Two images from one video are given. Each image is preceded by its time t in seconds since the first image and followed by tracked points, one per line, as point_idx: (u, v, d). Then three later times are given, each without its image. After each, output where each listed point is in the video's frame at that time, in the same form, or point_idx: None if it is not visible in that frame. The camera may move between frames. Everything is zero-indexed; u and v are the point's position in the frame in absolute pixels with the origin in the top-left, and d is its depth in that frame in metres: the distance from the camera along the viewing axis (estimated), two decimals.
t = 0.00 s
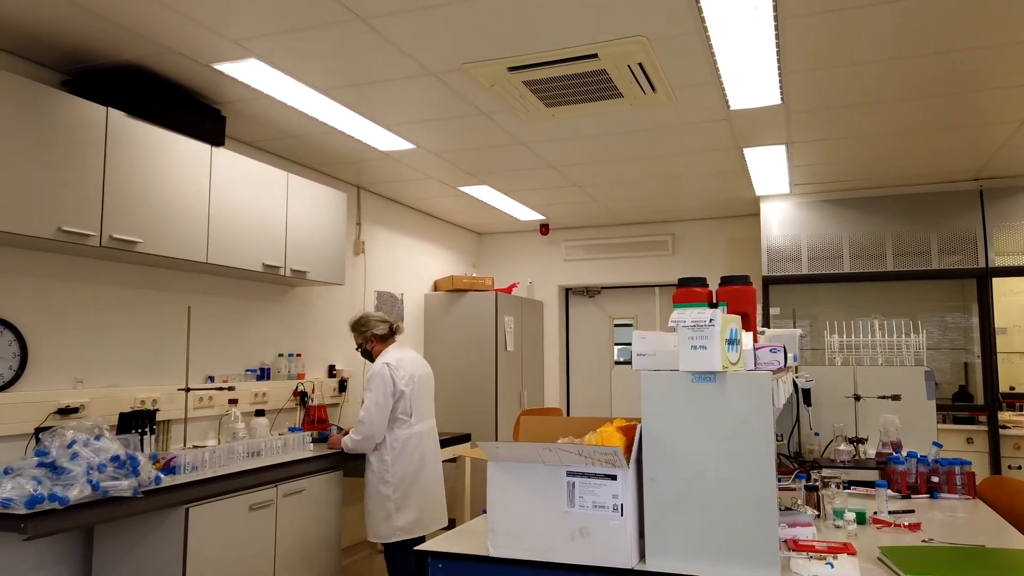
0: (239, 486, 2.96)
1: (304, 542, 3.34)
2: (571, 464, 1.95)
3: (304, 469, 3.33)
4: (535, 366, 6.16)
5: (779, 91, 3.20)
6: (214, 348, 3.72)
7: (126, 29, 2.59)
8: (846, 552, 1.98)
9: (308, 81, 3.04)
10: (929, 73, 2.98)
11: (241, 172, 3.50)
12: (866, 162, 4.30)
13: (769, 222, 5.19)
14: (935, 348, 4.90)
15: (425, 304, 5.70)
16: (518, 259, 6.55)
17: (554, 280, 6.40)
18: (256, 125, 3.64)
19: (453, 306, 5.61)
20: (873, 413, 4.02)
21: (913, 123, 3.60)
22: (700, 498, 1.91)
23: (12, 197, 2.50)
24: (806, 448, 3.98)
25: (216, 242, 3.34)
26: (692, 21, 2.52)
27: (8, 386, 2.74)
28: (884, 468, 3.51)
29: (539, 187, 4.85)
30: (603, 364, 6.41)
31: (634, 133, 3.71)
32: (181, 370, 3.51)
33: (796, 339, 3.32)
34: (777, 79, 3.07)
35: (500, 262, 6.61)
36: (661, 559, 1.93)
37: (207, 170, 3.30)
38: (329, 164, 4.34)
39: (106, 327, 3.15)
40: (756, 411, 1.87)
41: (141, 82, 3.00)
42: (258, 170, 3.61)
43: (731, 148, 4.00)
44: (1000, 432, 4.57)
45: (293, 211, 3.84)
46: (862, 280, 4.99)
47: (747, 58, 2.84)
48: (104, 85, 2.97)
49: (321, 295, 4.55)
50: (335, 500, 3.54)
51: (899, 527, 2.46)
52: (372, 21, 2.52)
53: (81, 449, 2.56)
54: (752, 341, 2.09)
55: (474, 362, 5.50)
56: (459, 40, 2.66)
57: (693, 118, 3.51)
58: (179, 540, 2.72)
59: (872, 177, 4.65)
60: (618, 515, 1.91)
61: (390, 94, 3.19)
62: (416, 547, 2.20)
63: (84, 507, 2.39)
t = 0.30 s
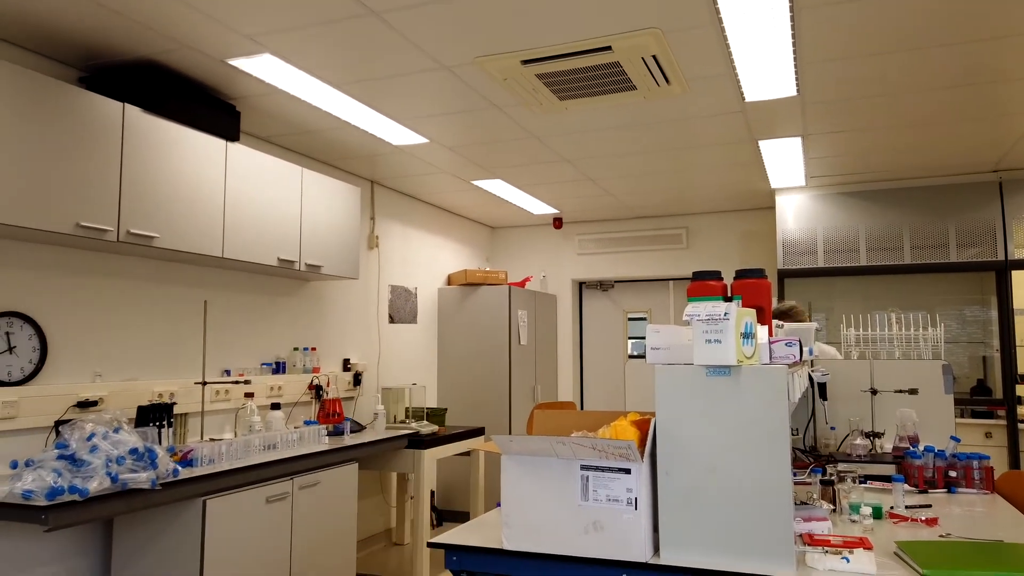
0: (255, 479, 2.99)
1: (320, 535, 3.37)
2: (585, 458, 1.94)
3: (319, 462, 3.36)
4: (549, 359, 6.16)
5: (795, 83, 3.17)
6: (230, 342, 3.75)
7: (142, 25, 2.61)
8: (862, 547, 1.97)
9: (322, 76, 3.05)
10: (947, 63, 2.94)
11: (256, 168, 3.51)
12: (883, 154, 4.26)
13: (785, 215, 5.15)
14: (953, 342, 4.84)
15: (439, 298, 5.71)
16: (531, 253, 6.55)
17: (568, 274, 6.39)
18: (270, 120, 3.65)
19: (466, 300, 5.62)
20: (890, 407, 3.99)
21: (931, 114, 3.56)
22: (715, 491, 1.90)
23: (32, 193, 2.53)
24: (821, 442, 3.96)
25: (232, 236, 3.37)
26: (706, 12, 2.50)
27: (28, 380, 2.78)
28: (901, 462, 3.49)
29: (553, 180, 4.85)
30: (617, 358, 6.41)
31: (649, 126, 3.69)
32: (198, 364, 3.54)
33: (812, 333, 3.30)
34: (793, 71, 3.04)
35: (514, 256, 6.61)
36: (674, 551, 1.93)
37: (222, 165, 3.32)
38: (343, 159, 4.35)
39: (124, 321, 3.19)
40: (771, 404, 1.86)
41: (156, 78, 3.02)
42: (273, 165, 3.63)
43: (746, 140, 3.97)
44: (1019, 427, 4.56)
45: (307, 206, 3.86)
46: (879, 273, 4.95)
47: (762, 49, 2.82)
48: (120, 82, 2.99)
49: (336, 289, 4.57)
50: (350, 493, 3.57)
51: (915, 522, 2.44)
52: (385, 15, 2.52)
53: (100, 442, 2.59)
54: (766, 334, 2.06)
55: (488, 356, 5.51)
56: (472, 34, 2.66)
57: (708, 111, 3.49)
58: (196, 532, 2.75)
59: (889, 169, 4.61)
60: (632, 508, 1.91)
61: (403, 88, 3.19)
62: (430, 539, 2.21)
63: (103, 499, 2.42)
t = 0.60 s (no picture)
0: (271, 472, 3.02)
1: (335, 528, 3.39)
2: (598, 452, 1.94)
3: (334, 456, 3.38)
4: (562, 354, 6.16)
5: (811, 74, 3.14)
6: (246, 337, 3.78)
7: (157, 21, 2.62)
8: (879, 541, 1.93)
9: (335, 71, 3.06)
10: (966, 52, 2.89)
11: (270, 163, 3.53)
12: (900, 146, 4.22)
13: (801, 208, 5.11)
14: (971, 336, 4.80)
15: (452, 292, 5.72)
16: (545, 247, 6.54)
17: (581, 268, 6.38)
18: (284, 116, 3.67)
19: (480, 294, 5.63)
20: (907, 401, 3.96)
21: (949, 105, 3.51)
22: (730, 485, 1.89)
23: (50, 189, 2.55)
24: (837, 437, 3.93)
25: (247, 231, 3.39)
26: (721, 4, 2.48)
27: (48, 374, 2.81)
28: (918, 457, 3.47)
29: (566, 174, 4.83)
30: (631, 352, 6.39)
31: (663, 119, 3.67)
32: (214, 358, 3.57)
33: (829, 327, 3.28)
34: (809, 62, 3.01)
35: (527, 251, 6.61)
36: (689, 547, 1.92)
37: (237, 161, 3.34)
38: (357, 154, 4.36)
39: (141, 315, 3.22)
40: (786, 398, 1.85)
41: (171, 74, 3.04)
42: (287, 160, 3.64)
43: (761, 133, 3.94)
44: None
45: (321, 200, 3.88)
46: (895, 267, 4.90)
47: (777, 41, 2.79)
48: (136, 78, 3.02)
49: (350, 284, 4.59)
50: (364, 487, 3.58)
51: (933, 517, 2.42)
52: (398, 9, 2.52)
53: (118, 435, 2.62)
54: (782, 329, 2.05)
55: (502, 350, 5.52)
56: (485, 27, 2.65)
57: (723, 103, 3.46)
58: (213, 523, 2.78)
59: (906, 161, 4.56)
60: (646, 503, 1.91)
61: (416, 82, 3.19)
62: (444, 532, 2.22)
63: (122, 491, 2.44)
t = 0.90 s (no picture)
0: (287, 466, 3.04)
1: (350, 520, 3.41)
2: (612, 446, 1.94)
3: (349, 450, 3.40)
4: (576, 348, 6.16)
5: (826, 66, 3.11)
6: (261, 331, 3.80)
7: (173, 18, 2.64)
8: (895, 536, 1.93)
9: (348, 66, 3.06)
10: (985, 43, 2.85)
11: (285, 158, 3.55)
12: (917, 137, 4.17)
13: (816, 201, 5.06)
14: (990, 330, 4.75)
15: (466, 287, 5.74)
16: (558, 241, 6.53)
17: (594, 262, 6.37)
18: (298, 111, 3.68)
19: (493, 289, 5.63)
20: (925, 396, 3.92)
21: (968, 96, 3.46)
22: (745, 480, 1.89)
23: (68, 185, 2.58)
24: (853, 431, 3.91)
25: (262, 226, 3.41)
26: None
27: (67, 368, 2.85)
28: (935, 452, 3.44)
29: (579, 168, 4.82)
30: (645, 346, 6.38)
31: (677, 112, 3.65)
32: (230, 353, 3.60)
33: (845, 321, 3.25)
34: (825, 54, 2.98)
35: (541, 245, 6.61)
36: (703, 541, 1.92)
37: (252, 156, 3.36)
38: (370, 149, 4.37)
39: (158, 310, 3.25)
40: (802, 393, 1.84)
41: (187, 70, 3.06)
42: (301, 155, 3.66)
43: (776, 125, 3.91)
44: None
45: (335, 195, 3.89)
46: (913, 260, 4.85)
47: (792, 33, 2.77)
48: (152, 75, 3.04)
49: (364, 279, 4.61)
50: (379, 480, 3.61)
51: (950, 512, 2.40)
52: (412, 4, 2.52)
53: (137, 428, 2.65)
54: (797, 322, 2.04)
55: (515, 344, 5.52)
56: (498, 21, 2.65)
57: (737, 96, 3.44)
58: (230, 516, 2.80)
59: (924, 153, 4.51)
60: (660, 497, 1.91)
61: (429, 77, 3.19)
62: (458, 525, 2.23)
63: (142, 484, 2.48)
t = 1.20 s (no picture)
0: (301, 459, 3.06)
1: (365, 514, 3.43)
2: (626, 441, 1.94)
3: (363, 444, 3.42)
4: (590, 343, 6.15)
5: (843, 58, 3.07)
6: (276, 326, 3.83)
7: (188, 14, 2.65)
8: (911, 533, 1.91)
9: (361, 61, 3.06)
10: (1006, 33, 2.81)
11: (299, 153, 3.56)
12: (936, 129, 4.12)
13: (832, 195, 5.02)
14: (1009, 324, 4.69)
15: (479, 281, 5.74)
16: (571, 236, 6.52)
17: (608, 256, 6.35)
18: (312, 106, 3.69)
19: (507, 284, 5.63)
20: (943, 391, 3.89)
21: (989, 87, 3.41)
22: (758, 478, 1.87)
23: (86, 181, 2.60)
24: (869, 426, 3.89)
25: (277, 221, 3.43)
26: None
27: (86, 362, 2.88)
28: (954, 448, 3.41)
29: (593, 162, 4.80)
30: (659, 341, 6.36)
31: (691, 105, 3.62)
32: (245, 347, 3.63)
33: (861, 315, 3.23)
34: (842, 46, 2.95)
35: (554, 240, 6.60)
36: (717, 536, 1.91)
37: (267, 152, 3.38)
38: (384, 144, 4.38)
39: (174, 305, 3.28)
40: (818, 390, 1.82)
41: (202, 66, 3.08)
42: (315, 151, 3.67)
43: (792, 118, 3.88)
44: None
45: (349, 191, 3.90)
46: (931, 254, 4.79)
47: (808, 24, 2.74)
48: (168, 71, 3.06)
49: (378, 273, 4.62)
50: (394, 474, 3.62)
51: (968, 508, 2.38)
52: None
53: (154, 422, 2.67)
54: (812, 317, 2.03)
55: (529, 338, 5.52)
56: (512, 15, 2.64)
57: (752, 88, 3.41)
58: (246, 509, 2.83)
59: (942, 145, 4.45)
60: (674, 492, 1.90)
61: (442, 71, 3.19)
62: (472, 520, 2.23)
63: (159, 478, 2.50)
